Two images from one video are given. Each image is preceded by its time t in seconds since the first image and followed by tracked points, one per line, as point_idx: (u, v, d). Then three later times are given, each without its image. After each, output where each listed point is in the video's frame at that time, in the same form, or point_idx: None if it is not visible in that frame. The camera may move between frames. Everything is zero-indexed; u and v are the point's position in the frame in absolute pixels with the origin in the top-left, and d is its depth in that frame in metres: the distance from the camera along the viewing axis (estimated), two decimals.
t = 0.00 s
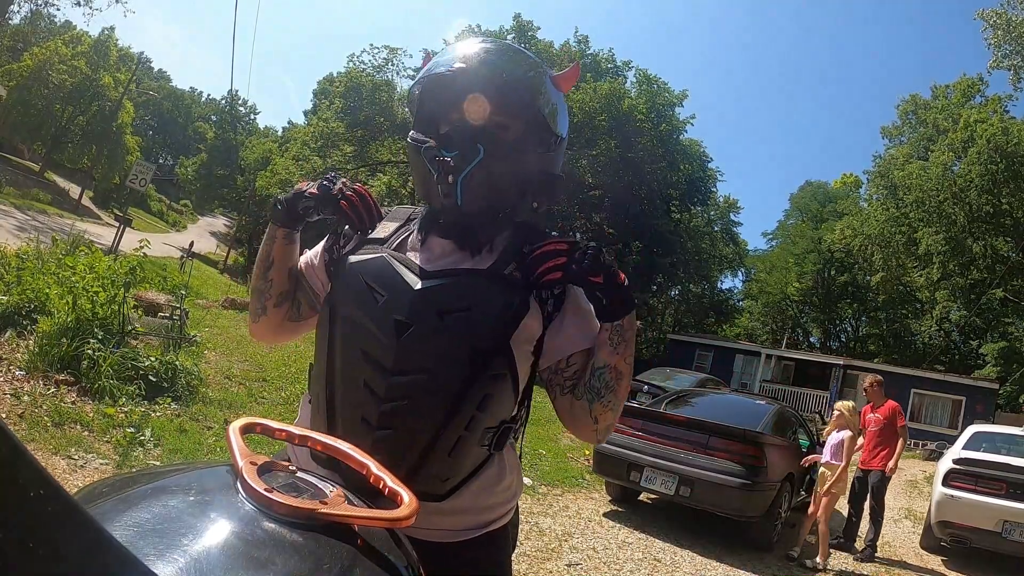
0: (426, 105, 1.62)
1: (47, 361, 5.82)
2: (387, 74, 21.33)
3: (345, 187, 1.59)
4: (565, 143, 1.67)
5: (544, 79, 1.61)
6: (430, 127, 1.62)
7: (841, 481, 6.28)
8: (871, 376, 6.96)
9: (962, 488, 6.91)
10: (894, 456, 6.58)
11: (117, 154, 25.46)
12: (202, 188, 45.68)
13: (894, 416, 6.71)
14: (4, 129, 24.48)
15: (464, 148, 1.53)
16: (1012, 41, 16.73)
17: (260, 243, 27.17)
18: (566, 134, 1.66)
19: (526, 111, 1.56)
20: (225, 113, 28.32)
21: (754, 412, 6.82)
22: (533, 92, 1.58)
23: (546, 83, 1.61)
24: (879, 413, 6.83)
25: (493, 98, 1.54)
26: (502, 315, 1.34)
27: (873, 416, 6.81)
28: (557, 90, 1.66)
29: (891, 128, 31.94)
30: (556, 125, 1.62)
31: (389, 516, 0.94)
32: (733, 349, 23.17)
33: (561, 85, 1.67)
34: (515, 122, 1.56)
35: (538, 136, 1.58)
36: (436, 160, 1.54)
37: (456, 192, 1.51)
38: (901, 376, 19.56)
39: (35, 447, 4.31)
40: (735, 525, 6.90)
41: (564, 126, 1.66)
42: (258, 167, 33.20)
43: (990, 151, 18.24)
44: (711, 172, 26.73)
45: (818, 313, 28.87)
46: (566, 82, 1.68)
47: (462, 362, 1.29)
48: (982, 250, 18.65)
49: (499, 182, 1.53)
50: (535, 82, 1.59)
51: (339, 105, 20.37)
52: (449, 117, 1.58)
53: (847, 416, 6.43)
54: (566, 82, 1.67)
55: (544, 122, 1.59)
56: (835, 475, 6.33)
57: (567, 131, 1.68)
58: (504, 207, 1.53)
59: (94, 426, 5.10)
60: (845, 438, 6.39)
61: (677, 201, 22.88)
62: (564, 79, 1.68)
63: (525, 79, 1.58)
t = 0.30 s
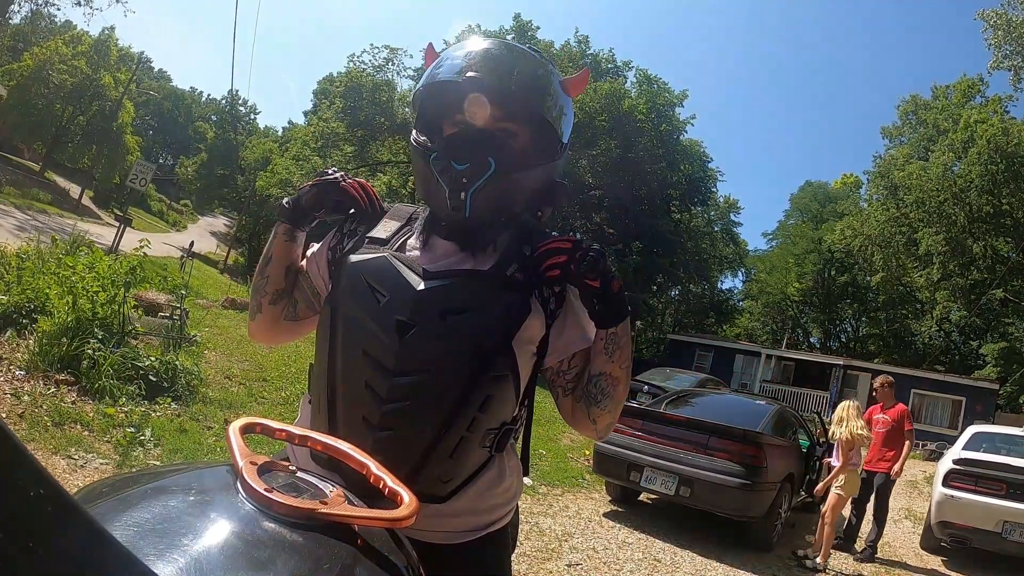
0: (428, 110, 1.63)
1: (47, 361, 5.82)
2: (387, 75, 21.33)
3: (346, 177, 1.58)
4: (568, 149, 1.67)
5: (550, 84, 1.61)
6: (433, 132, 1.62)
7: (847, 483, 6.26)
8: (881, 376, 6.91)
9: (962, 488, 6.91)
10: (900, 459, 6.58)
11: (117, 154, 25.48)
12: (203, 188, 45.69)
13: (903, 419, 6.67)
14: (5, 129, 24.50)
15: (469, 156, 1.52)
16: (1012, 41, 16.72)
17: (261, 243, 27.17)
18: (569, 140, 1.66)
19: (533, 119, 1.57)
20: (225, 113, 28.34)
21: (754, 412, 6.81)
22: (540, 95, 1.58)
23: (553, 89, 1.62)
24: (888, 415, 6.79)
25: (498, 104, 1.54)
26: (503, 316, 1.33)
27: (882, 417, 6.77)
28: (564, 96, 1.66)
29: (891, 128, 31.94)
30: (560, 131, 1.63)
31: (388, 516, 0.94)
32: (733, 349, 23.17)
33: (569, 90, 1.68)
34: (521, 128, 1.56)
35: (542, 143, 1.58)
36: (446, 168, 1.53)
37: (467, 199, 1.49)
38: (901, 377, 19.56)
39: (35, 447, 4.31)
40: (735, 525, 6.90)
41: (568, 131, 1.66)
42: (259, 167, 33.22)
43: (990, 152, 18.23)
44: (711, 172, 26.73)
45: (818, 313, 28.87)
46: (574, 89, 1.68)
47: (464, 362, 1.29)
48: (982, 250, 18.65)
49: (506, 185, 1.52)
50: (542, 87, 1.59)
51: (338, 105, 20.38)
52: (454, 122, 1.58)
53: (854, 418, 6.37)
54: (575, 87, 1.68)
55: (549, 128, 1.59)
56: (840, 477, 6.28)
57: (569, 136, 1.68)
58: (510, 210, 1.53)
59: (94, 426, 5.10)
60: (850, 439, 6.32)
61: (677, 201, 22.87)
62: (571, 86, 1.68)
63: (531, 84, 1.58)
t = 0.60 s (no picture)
0: (427, 113, 1.64)
1: (47, 360, 5.82)
2: (388, 75, 21.33)
3: (350, 178, 1.55)
4: (568, 150, 1.66)
5: (551, 83, 1.61)
6: (433, 134, 1.63)
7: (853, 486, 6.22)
8: (890, 379, 6.89)
9: (962, 489, 6.91)
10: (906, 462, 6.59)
11: (117, 154, 25.49)
12: (203, 188, 45.71)
13: (911, 422, 6.66)
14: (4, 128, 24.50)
15: (469, 161, 1.52)
16: (1013, 42, 16.70)
17: (261, 243, 27.19)
18: (569, 141, 1.65)
19: (535, 120, 1.56)
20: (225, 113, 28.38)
21: (755, 412, 6.81)
22: (540, 96, 1.57)
23: (556, 89, 1.62)
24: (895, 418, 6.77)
25: (497, 108, 1.54)
26: (504, 318, 1.33)
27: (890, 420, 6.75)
28: (568, 97, 1.67)
29: (891, 128, 31.91)
30: (560, 131, 1.62)
31: (389, 516, 0.94)
32: (733, 349, 23.18)
33: (573, 88, 1.68)
34: (524, 129, 1.56)
35: (544, 147, 1.58)
36: (446, 176, 1.52)
37: (467, 208, 1.47)
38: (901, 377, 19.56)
39: (36, 445, 4.31)
40: (735, 525, 6.90)
41: (569, 130, 1.66)
42: (259, 167, 33.21)
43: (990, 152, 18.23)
44: (711, 172, 26.72)
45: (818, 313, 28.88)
46: (578, 88, 1.68)
47: (465, 363, 1.29)
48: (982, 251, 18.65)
49: (507, 190, 1.52)
50: (546, 89, 1.59)
51: (339, 105, 20.39)
52: (455, 124, 1.59)
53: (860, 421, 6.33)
54: (578, 87, 1.68)
55: (551, 129, 1.59)
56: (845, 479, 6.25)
57: (571, 137, 1.67)
58: (512, 214, 1.52)
59: (94, 425, 5.10)
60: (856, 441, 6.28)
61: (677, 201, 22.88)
62: (575, 86, 1.69)
63: (533, 86, 1.58)
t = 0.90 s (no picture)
0: (430, 115, 1.64)
1: (48, 359, 5.82)
2: (388, 74, 21.30)
3: (340, 203, 1.46)
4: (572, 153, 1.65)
5: (556, 87, 1.61)
6: (436, 136, 1.62)
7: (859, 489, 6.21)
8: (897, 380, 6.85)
9: (962, 489, 6.90)
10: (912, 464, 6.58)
11: (116, 153, 25.47)
12: (203, 187, 45.68)
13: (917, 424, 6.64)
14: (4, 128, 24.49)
15: (474, 167, 1.51)
16: (1013, 42, 16.66)
17: (261, 242, 27.18)
18: (573, 143, 1.65)
19: (538, 125, 1.56)
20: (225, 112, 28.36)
21: (754, 412, 6.80)
22: (544, 99, 1.58)
23: (563, 94, 1.63)
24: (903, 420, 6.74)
25: (502, 111, 1.54)
26: (506, 318, 1.33)
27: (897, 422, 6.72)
28: (574, 101, 1.67)
29: (892, 128, 31.88)
30: (564, 135, 1.62)
31: (391, 515, 0.94)
32: (733, 349, 23.18)
33: (578, 94, 1.68)
34: (527, 132, 1.56)
35: (549, 151, 1.58)
36: (451, 183, 1.49)
37: (472, 214, 1.44)
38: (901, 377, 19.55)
39: (35, 445, 4.31)
40: (735, 525, 6.90)
41: (574, 134, 1.65)
42: (260, 166, 33.19)
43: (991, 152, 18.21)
44: (712, 172, 26.70)
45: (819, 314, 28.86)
46: (584, 93, 1.69)
47: (467, 363, 1.29)
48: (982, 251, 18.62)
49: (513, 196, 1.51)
50: (553, 93, 1.60)
51: (339, 105, 20.37)
52: (459, 127, 1.58)
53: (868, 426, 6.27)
54: (584, 91, 1.68)
55: (555, 134, 1.59)
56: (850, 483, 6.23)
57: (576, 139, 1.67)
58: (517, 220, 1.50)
59: (94, 425, 5.10)
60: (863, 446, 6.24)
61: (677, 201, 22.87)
62: (581, 90, 1.69)
63: (538, 89, 1.58)
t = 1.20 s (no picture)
0: (435, 120, 1.66)
1: (48, 359, 5.82)
2: (388, 74, 21.28)
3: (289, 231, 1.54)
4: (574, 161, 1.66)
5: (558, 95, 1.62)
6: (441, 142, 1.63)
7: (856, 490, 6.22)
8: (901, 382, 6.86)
9: (962, 489, 6.90)
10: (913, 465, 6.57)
11: (116, 153, 25.46)
12: (203, 187, 45.68)
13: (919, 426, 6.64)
14: (4, 128, 24.49)
15: (479, 174, 1.52)
16: (1013, 42, 16.64)
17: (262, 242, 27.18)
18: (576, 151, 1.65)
19: (541, 132, 1.57)
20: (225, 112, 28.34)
21: (754, 412, 6.81)
22: (548, 107, 1.59)
23: (566, 100, 1.64)
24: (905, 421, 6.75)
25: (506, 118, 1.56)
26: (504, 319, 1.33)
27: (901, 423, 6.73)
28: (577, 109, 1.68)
29: (892, 128, 31.86)
30: (567, 143, 1.62)
31: (389, 516, 0.94)
32: (733, 349, 23.18)
33: (582, 101, 1.68)
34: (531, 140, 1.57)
35: (551, 159, 1.59)
36: (456, 189, 1.49)
37: (478, 220, 1.44)
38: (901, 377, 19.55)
39: (36, 445, 4.31)
40: (735, 525, 6.90)
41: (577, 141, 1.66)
42: (260, 166, 33.18)
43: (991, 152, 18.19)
44: (712, 172, 26.68)
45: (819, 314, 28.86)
46: (585, 102, 1.69)
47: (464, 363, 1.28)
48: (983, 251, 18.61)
49: (517, 201, 1.49)
50: (556, 99, 1.61)
51: (339, 105, 20.37)
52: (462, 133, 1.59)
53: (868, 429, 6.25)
54: (586, 100, 1.68)
55: (559, 141, 1.60)
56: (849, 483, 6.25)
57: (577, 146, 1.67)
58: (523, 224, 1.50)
59: (94, 425, 5.10)
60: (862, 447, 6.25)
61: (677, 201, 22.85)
62: (582, 99, 1.69)
63: (542, 97, 1.59)
